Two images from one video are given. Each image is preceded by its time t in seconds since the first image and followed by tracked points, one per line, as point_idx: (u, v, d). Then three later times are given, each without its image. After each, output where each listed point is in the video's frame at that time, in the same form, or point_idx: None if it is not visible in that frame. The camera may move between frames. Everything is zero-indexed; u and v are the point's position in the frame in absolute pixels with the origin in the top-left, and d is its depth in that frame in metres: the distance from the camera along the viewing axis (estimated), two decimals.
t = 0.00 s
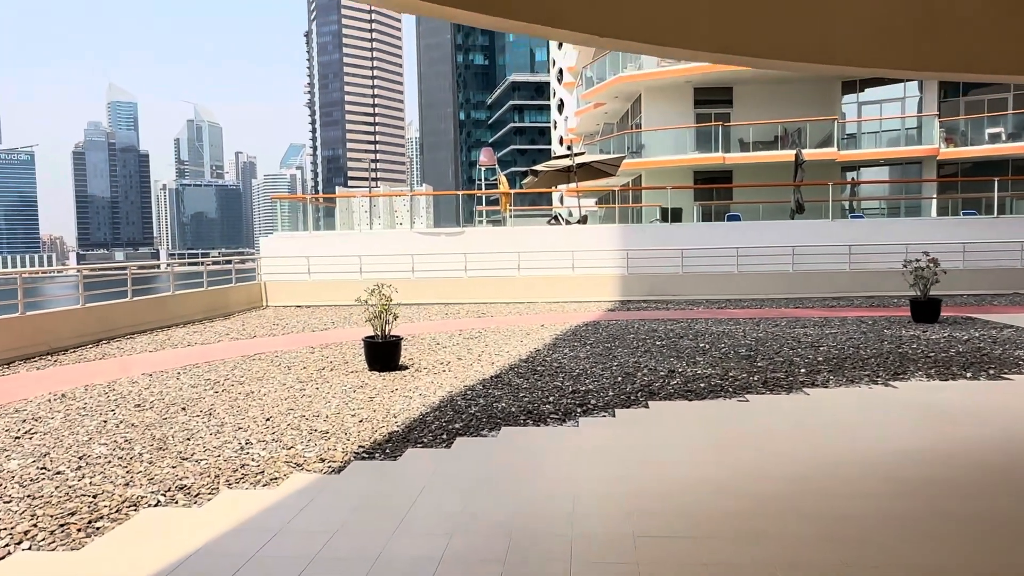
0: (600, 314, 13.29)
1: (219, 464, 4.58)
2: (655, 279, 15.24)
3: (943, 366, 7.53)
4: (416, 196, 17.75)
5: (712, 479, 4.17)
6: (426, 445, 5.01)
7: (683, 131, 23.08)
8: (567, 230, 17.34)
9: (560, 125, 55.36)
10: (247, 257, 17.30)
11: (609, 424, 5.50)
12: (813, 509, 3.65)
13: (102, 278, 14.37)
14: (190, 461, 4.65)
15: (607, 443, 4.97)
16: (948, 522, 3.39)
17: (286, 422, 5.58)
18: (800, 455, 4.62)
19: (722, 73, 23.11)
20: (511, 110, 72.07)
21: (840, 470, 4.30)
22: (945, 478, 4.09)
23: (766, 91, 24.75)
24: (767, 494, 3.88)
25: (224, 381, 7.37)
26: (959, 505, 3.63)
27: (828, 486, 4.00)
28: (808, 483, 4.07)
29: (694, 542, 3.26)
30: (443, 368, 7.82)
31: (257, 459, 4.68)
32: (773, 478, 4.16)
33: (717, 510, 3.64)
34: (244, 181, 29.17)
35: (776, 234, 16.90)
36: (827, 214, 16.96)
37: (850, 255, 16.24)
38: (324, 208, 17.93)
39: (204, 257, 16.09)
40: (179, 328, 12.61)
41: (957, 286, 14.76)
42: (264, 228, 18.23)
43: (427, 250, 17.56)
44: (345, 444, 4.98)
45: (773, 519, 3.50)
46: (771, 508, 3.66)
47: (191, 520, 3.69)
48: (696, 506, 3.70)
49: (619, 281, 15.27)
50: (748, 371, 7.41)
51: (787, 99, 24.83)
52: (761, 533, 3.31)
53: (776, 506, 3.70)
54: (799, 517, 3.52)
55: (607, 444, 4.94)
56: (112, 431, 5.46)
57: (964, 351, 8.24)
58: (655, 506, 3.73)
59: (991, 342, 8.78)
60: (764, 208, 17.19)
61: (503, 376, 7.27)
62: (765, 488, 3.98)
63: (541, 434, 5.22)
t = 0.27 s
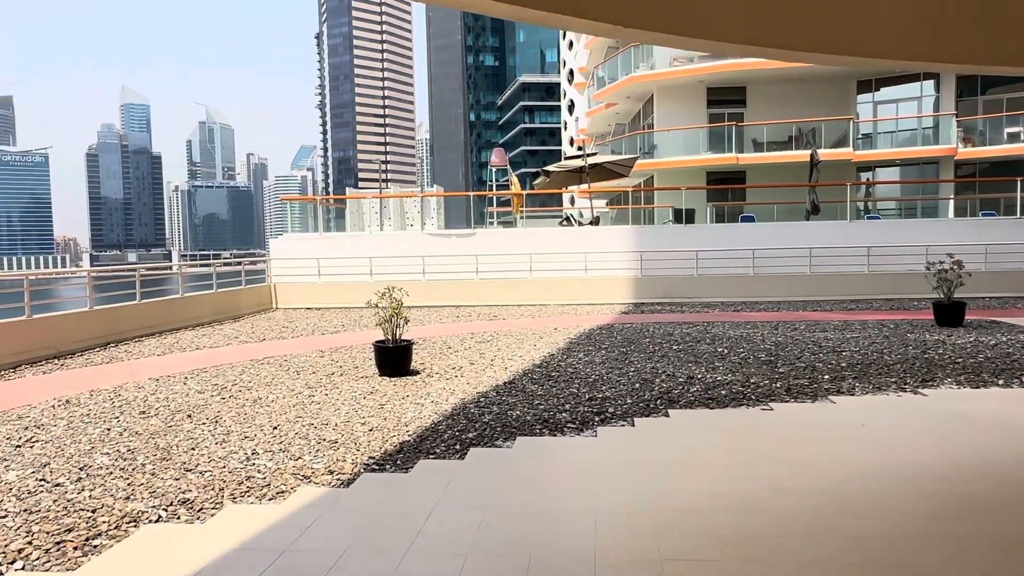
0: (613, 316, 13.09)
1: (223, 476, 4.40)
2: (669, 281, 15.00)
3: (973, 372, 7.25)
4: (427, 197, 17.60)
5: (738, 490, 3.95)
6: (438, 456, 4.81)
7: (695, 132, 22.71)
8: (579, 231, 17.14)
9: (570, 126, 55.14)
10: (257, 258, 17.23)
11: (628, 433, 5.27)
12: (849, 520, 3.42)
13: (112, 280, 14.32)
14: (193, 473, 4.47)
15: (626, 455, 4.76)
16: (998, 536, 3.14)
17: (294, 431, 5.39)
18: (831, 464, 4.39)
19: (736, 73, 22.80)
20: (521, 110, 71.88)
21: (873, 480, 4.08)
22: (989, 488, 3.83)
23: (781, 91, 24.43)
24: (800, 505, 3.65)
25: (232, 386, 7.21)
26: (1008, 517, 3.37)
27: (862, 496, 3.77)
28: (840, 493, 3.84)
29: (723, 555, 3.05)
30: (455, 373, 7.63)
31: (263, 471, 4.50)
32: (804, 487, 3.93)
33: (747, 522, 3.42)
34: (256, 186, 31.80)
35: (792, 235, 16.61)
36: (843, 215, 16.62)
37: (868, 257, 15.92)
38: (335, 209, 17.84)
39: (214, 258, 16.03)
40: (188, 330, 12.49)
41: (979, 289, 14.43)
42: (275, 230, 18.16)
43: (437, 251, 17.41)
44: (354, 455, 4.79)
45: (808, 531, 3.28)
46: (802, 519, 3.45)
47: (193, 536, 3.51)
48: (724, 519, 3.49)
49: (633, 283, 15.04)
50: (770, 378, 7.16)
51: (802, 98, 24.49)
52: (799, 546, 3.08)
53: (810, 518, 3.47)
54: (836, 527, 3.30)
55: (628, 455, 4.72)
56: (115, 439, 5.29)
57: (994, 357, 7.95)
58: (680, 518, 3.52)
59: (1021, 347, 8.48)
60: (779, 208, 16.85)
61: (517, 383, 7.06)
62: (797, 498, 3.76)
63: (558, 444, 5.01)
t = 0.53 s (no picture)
0: (633, 317, 12.86)
1: (238, 485, 4.25)
2: (690, 281, 14.73)
3: (1013, 377, 6.96)
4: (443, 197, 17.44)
5: (774, 493, 3.74)
6: (460, 464, 4.63)
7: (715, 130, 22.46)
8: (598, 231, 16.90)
9: (586, 125, 54.83)
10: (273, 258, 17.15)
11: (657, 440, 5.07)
12: (895, 523, 3.20)
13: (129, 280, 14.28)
14: (207, 481, 4.32)
15: (654, 461, 4.55)
16: None
17: (311, 437, 5.23)
18: (870, 467, 4.17)
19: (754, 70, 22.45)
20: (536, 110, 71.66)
21: (917, 481, 3.85)
22: None
23: (801, 88, 24.06)
24: (841, 507, 3.44)
25: (248, 389, 7.06)
26: None
27: (907, 497, 3.56)
28: (884, 496, 3.63)
29: (762, 557, 2.85)
30: (475, 376, 7.45)
31: (279, 479, 4.34)
32: (843, 489, 3.72)
33: (785, 526, 3.22)
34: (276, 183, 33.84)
35: (816, 234, 16.31)
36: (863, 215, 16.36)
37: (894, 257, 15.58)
38: (351, 209, 17.73)
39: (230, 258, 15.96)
40: (204, 331, 12.39)
41: (1009, 289, 14.05)
42: (290, 230, 18.08)
43: (454, 251, 17.24)
44: (373, 463, 4.62)
45: (852, 533, 3.07)
46: (845, 520, 3.23)
47: (206, 547, 3.36)
48: (761, 521, 3.29)
49: (653, 283, 14.80)
50: (800, 383, 6.91)
51: (823, 96, 24.10)
52: (844, 548, 2.87)
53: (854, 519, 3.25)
54: (880, 531, 3.09)
55: (654, 461, 4.52)
56: (128, 444, 5.16)
57: None
58: (714, 521, 3.32)
59: None
60: (798, 207, 16.64)
61: (538, 387, 6.88)
62: (837, 501, 3.55)
63: (583, 451, 4.81)
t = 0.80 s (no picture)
0: (656, 318, 12.64)
1: (259, 492, 4.10)
2: (714, 281, 14.47)
3: None
4: (463, 196, 17.30)
5: (816, 505, 3.53)
6: (487, 471, 4.45)
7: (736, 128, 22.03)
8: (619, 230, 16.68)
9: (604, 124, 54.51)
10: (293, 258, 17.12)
11: (691, 446, 4.85)
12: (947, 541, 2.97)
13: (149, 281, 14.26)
14: (227, 487, 4.18)
15: (686, 468, 4.35)
16: None
17: (333, 441, 5.09)
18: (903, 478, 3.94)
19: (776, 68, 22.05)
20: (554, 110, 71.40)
21: (969, 493, 3.63)
22: None
23: (826, 85, 23.66)
24: (889, 521, 3.23)
25: (267, 391, 6.95)
26: None
27: (960, 511, 3.34)
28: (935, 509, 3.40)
29: None
30: (498, 379, 7.28)
31: (300, 486, 4.19)
32: (877, 504, 3.50)
33: (831, 542, 3.01)
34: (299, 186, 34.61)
35: (842, 233, 15.97)
36: (889, 213, 16.07)
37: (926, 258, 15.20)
38: (369, 209, 17.64)
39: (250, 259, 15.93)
40: (224, 332, 12.34)
41: None
42: (309, 230, 18.03)
43: (474, 251, 17.10)
44: (396, 469, 4.45)
45: (905, 552, 2.86)
46: (895, 537, 3.03)
47: (224, 559, 3.21)
48: (805, 535, 3.09)
49: (676, 283, 14.56)
50: (837, 387, 6.65)
51: (847, 92, 23.70)
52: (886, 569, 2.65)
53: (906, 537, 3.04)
54: (922, 551, 2.86)
55: (680, 468, 4.32)
56: (146, 448, 5.05)
57: None
58: (748, 536, 3.11)
59: None
60: (823, 207, 16.38)
61: (564, 389, 6.69)
62: (874, 516, 3.32)
63: (614, 458, 4.61)
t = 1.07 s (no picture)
0: (681, 320, 12.40)
1: (277, 502, 3.97)
2: (741, 282, 14.19)
3: None
4: (484, 196, 17.14)
5: (851, 516, 3.32)
6: (512, 482, 4.27)
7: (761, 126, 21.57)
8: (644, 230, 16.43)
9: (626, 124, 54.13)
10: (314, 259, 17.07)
11: (724, 455, 4.64)
12: (990, 559, 2.74)
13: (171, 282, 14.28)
14: (245, 497, 4.06)
15: (718, 478, 4.15)
16: None
17: (353, 448, 4.96)
18: (938, 487, 3.70)
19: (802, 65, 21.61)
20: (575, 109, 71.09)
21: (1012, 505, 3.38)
22: None
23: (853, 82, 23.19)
24: (931, 535, 3.01)
25: (287, 394, 6.85)
26: None
27: (1007, 524, 3.11)
28: (982, 520, 3.19)
29: None
30: (522, 383, 7.11)
31: (319, 496, 4.05)
32: (912, 515, 3.27)
33: (863, 559, 2.79)
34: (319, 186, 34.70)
35: (873, 233, 15.55)
36: (918, 213, 15.67)
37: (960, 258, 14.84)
38: (391, 210, 17.56)
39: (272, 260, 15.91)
40: (245, 333, 12.29)
41: None
42: (330, 231, 17.99)
43: (495, 251, 16.94)
44: (418, 480, 4.30)
45: (953, 569, 2.65)
46: (939, 553, 2.81)
47: (240, 573, 3.07)
48: (844, 549, 2.89)
49: (701, 285, 14.31)
50: (874, 394, 6.38)
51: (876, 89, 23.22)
52: None
53: (956, 551, 2.83)
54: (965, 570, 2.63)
55: (707, 478, 4.11)
56: (164, 454, 4.94)
57: None
58: (774, 550, 2.91)
59: None
60: (850, 206, 15.99)
61: (590, 394, 6.51)
62: (908, 529, 3.10)
63: (644, 468, 4.42)
